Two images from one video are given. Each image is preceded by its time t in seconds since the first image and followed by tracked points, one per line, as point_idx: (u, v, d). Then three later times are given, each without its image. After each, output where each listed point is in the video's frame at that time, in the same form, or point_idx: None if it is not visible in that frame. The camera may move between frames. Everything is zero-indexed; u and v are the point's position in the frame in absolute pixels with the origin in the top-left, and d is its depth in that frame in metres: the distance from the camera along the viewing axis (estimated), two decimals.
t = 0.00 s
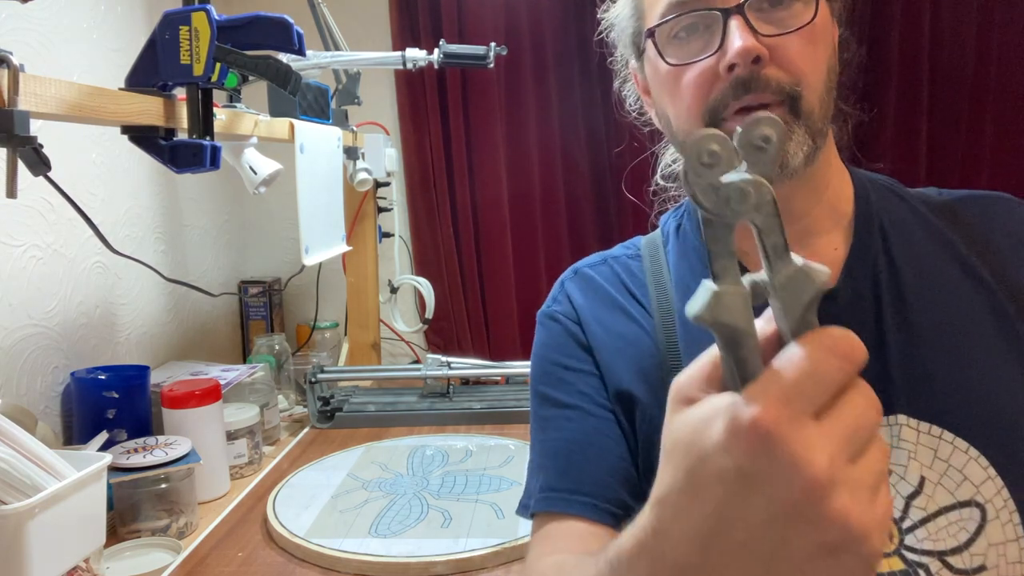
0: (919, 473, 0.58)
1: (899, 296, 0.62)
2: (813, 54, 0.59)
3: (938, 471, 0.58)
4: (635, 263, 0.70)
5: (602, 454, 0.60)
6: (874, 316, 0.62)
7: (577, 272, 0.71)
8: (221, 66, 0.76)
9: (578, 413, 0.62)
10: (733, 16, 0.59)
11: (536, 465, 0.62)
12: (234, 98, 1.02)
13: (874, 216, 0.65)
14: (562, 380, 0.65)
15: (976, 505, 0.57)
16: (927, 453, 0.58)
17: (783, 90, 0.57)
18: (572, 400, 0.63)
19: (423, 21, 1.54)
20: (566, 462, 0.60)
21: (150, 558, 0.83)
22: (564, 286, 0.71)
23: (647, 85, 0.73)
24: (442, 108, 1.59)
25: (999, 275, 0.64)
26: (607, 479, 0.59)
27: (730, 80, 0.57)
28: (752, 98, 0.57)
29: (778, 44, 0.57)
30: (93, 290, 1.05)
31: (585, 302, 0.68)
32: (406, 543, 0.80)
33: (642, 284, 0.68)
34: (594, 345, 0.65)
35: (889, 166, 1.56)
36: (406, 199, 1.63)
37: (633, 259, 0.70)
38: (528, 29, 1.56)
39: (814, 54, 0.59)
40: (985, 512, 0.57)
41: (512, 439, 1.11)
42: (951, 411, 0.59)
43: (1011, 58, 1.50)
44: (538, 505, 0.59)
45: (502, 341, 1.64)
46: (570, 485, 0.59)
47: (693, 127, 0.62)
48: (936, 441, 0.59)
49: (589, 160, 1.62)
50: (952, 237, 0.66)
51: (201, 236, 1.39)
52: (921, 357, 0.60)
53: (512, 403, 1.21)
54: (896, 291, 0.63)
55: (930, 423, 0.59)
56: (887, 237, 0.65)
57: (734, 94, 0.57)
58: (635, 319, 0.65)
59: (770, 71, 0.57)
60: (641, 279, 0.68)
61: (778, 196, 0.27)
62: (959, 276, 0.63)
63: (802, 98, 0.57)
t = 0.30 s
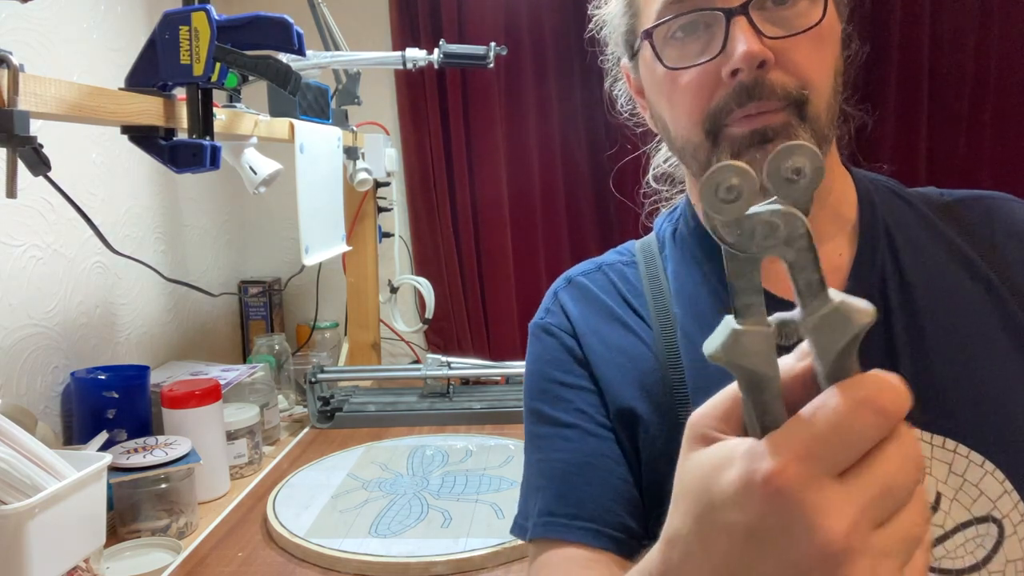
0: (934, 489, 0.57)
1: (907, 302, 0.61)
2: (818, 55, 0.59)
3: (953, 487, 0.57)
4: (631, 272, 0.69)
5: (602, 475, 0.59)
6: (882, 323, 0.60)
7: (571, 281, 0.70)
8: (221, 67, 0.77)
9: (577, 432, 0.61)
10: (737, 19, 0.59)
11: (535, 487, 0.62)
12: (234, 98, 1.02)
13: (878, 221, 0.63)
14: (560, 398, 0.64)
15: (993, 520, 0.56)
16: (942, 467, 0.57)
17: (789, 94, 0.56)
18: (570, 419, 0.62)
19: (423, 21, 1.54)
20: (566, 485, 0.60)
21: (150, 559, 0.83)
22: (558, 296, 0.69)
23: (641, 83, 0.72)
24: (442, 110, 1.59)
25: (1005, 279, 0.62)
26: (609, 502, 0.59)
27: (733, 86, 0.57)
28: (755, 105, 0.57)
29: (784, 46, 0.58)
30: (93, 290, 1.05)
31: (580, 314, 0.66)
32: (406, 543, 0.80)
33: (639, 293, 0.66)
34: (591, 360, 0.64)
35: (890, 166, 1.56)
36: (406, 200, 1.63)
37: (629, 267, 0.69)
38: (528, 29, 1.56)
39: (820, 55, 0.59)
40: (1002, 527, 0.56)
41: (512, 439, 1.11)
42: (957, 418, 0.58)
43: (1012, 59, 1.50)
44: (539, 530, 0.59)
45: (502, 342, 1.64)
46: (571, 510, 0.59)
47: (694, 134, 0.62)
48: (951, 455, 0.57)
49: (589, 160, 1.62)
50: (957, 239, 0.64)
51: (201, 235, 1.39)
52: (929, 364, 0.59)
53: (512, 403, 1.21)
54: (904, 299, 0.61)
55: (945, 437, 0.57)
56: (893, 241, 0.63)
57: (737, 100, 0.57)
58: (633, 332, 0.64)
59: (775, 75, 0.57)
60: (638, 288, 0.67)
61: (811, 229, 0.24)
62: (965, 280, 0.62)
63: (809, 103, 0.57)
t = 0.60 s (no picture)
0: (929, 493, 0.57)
1: (903, 304, 0.60)
2: (816, 58, 0.59)
3: (948, 490, 0.56)
4: (621, 276, 0.68)
5: (597, 483, 0.59)
6: (880, 325, 0.60)
7: (562, 286, 0.70)
8: (221, 67, 0.76)
9: (570, 439, 0.61)
10: (731, 22, 0.59)
11: (529, 495, 0.61)
12: (234, 98, 1.02)
13: (875, 222, 0.63)
14: (553, 405, 0.63)
15: (989, 524, 0.55)
16: (937, 472, 0.57)
17: (785, 98, 0.56)
18: (564, 426, 0.62)
19: (423, 21, 1.54)
20: (561, 493, 0.59)
21: (150, 558, 0.83)
22: (550, 301, 0.69)
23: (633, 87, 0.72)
24: (442, 110, 1.59)
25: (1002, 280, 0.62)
26: (603, 509, 0.59)
27: (727, 90, 0.57)
28: (750, 110, 0.57)
29: (780, 49, 0.57)
30: (93, 290, 1.05)
31: (573, 320, 0.66)
32: (406, 543, 0.80)
33: (631, 298, 0.66)
34: (583, 366, 0.64)
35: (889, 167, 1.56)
36: (406, 200, 1.63)
37: (621, 271, 0.69)
38: (528, 29, 1.56)
39: (817, 57, 0.59)
40: (998, 532, 0.55)
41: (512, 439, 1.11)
42: (957, 419, 0.58)
43: (1012, 59, 1.50)
44: (533, 540, 0.58)
45: (502, 341, 1.64)
46: (566, 519, 0.58)
47: (687, 139, 0.62)
48: (946, 459, 0.57)
49: (589, 159, 1.62)
50: (953, 241, 0.64)
51: (201, 235, 1.39)
52: (927, 366, 0.59)
53: (512, 403, 1.21)
54: (901, 301, 0.61)
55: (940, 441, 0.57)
56: (889, 243, 0.63)
57: (731, 104, 0.57)
58: (626, 337, 0.64)
59: (770, 78, 0.57)
60: (630, 293, 0.67)
61: (767, 242, 0.26)
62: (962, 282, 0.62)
63: (805, 106, 0.57)
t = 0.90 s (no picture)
0: (922, 495, 0.57)
1: (897, 306, 0.60)
2: (812, 60, 0.59)
3: (940, 492, 0.57)
4: (617, 277, 0.68)
5: (590, 484, 0.60)
6: (875, 327, 0.60)
7: (558, 287, 0.70)
8: (221, 67, 0.76)
9: (565, 441, 0.61)
10: (725, 24, 0.59)
11: (523, 496, 0.62)
12: (234, 98, 1.02)
13: (869, 225, 0.63)
14: (547, 406, 0.63)
15: (980, 527, 0.56)
16: (930, 474, 0.57)
17: (778, 100, 0.56)
18: (558, 427, 0.62)
19: (423, 21, 1.54)
20: (554, 494, 0.60)
21: (151, 558, 0.83)
22: (546, 302, 0.69)
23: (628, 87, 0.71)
24: (442, 110, 1.59)
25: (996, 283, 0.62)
26: (596, 511, 0.59)
27: (721, 93, 0.57)
28: (744, 113, 0.57)
29: (775, 51, 0.57)
30: (93, 290, 1.05)
31: (568, 321, 0.66)
32: (407, 544, 0.80)
33: (626, 299, 0.66)
34: (578, 368, 0.64)
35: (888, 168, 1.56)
36: (405, 200, 1.63)
37: (616, 272, 0.69)
38: (527, 29, 1.56)
39: (813, 59, 0.59)
40: (989, 534, 0.56)
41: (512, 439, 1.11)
42: (953, 421, 0.58)
43: (1011, 59, 1.50)
44: (528, 541, 0.59)
45: (503, 341, 1.64)
46: (559, 520, 0.59)
47: (682, 142, 0.62)
48: (939, 461, 0.57)
49: (589, 159, 1.62)
50: (950, 242, 0.64)
51: (201, 235, 1.39)
52: (922, 369, 0.59)
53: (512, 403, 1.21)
54: (895, 303, 0.60)
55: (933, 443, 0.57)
56: (884, 245, 0.63)
57: (725, 107, 0.57)
58: (620, 339, 0.64)
59: (764, 81, 0.57)
60: (625, 294, 0.66)
61: (766, 257, 0.27)
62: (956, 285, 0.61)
63: (798, 108, 0.57)
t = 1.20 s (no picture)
0: (915, 497, 0.57)
1: (894, 307, 0.60)
2: (813, 60, 0.59)
3: (933, 492, 0.57)
4: (615, 275, 0.68)
5: (584, 482, 0.60)
6: (871, 327, 0.60)
7: (556, 284, 0.69)
8: (221, 66, 0.76)
9: (560, 438, 0.61)
10: (728, 25, 0.59)
11: (518, 492, 0.62)
12: (234, 98, 1.02)
13: (870, 225, 0.63)
14: (544, 403, 0.63)
15: (974, 528, 0.56)
16: (923, 475, 0.57)
17: (781, 102, 0.56)
18: (554, 425, 0.62)
19: (423, 21, 1.54)
20: (548, 491, 0.60)
21: (150, 558, 0.83)
22: (544, 299, 0.69)
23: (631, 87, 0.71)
24: (442, 110, 1.59)
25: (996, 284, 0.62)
26: (589, 508, 0.59)
27: (724, 94, 0.57)
28: (747, 114, 0.57)
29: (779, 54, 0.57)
30: (93, 290, 1.05)
31: (565, 318, 0.66)
32: (407, 543, 0.80)
33: (624, 297, 0.66)
34: (574, 366, 0.63)
35: (887, 169, 1.56)
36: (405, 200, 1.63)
37: (614, 270, 0.69)
38: (527, 29, 1.56)
39: (813, 59, 0.59)
40: (982, 536, 0.56)
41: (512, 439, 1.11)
42: (949, 422, 0.58)
43: (1011, 59, 1.49)
44: (523, 537, 0.59)
45: (502, 342, 1.64)
46: (553, 517, 0.59)
47: (682, 143, 0.62)
48: (933, 462, 0.57)
49: (589, 159, 1.62)
50: (947, 244, 0.64)
51: (201, 235, 1.39)
52: (917, 369, 0.59)
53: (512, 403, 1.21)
54: (891, 303, 0.60)
55: (927, 445, 0.57)
56: (882, 245, 0.63)
57: (728, 108, 0.57)
58: (617, 337, 0.64)
59: (767, 82, 0.57)
60: (623, 292, 0.66)
61: (812, 267, 0.23)
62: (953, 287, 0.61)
63: (800, 110, 0.57)
